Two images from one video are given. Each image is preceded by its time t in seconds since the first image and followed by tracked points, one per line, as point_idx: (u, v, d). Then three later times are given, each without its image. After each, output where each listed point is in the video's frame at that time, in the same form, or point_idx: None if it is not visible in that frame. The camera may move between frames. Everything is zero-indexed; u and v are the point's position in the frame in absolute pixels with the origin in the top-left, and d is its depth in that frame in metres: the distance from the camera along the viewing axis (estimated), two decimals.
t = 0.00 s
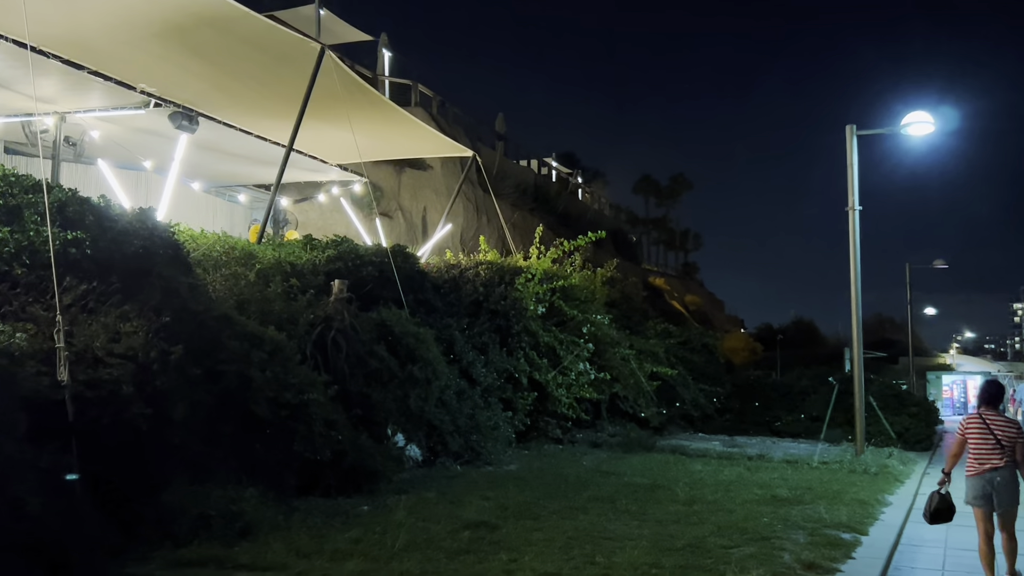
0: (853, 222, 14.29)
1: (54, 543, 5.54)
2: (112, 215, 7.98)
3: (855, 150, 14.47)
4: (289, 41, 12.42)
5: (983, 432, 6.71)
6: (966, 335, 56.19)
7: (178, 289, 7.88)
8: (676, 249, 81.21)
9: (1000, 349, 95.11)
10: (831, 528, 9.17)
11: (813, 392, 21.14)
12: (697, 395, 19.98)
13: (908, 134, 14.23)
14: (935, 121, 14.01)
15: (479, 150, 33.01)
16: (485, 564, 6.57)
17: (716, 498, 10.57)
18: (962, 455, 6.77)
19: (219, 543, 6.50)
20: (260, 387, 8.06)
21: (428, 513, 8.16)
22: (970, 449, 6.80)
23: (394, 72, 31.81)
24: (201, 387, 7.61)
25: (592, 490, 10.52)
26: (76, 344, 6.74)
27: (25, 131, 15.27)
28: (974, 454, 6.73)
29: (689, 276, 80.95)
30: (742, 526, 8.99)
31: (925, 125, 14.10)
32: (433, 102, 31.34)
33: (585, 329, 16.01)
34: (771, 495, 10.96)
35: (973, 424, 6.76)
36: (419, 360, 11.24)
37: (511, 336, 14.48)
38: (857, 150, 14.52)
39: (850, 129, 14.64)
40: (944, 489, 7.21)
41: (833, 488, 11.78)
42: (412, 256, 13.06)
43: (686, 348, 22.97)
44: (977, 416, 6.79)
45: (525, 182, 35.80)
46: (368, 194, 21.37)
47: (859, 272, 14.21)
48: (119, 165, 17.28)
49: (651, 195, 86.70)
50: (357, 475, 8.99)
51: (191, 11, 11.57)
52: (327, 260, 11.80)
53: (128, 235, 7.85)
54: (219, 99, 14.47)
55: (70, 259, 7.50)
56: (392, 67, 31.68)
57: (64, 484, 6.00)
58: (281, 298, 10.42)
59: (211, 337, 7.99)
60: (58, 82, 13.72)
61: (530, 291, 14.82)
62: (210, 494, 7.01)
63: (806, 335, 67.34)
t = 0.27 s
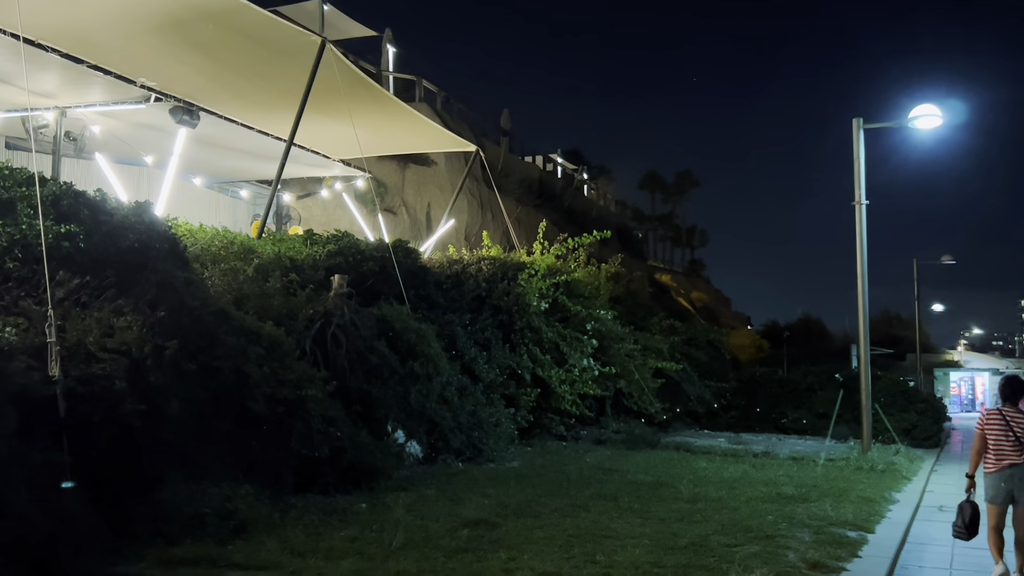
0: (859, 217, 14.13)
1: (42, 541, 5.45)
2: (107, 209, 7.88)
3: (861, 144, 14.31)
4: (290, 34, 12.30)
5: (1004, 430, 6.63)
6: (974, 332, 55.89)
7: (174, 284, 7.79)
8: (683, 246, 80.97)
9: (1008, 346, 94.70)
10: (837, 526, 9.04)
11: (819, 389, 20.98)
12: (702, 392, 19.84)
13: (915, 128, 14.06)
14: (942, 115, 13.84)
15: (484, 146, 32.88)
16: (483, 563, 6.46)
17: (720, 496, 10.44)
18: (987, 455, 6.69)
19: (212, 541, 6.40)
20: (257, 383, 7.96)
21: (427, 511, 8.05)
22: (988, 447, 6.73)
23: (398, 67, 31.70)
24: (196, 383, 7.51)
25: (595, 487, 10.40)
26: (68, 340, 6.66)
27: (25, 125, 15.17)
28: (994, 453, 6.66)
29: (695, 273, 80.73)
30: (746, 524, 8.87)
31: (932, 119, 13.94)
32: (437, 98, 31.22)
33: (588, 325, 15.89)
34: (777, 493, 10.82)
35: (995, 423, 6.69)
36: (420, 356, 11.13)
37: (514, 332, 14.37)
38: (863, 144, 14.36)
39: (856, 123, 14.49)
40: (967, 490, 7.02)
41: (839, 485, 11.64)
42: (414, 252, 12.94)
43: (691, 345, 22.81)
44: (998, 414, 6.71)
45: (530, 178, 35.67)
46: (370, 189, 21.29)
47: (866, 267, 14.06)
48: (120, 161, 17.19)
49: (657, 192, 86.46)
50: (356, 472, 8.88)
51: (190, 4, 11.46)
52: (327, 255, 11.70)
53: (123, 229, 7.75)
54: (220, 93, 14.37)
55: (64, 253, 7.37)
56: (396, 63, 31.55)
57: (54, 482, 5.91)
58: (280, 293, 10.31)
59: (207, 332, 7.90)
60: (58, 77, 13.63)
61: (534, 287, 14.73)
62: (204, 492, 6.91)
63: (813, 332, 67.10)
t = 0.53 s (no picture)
0: (865, 213, 13.96)
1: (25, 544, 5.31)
2: (98, 205, 7.75)
3: (867, 139, 14.13)
4: (288, 28, 12.16)
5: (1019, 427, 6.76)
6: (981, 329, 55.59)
7: (166, 280, 7.65)
8: (689, 243, 80.73)
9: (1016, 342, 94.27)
10: (841, 526, 8.88)
11: (825, 386, 20.80)
12: (706, 389, 19.68)
13: (921, 122, 13.87)
14: (950, 110, 13.65)
15: (488, 143, 32.72)
16: (478, 566, 6.32)
17: (723, 495, 10.29)
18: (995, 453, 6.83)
19: (202, 542, 6.27)
20: (250, 381, 7.82)
21: (423, 511, 7.92)
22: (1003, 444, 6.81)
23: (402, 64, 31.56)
24: (188, 381, 7.37)
25: (596, 487, 10.25)
26: (55, 337, 6.49)
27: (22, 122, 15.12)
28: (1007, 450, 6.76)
29: (701, 270, 80.50)
30: (749, 524, 8.72)
31: (939, 113, 13.75)
32: (441, 94, 31.09)
33: (591, 322, 15.74)
34: (781, 492, 10.66)
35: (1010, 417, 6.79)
36: (419, 353, 10.99)
37: (515, 329, 14.22)
38: (869, 139, 14.17)
39: (862, 117, 14.31)
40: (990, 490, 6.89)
41: (845, 484, 11.48)
42: (413, 248, 12.81)
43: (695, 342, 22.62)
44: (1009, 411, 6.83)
45: (534, 175, 35.52)
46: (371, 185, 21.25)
47: (871, 263, 13.88)
48: (119, 157, 17.09)
49: (663, 189, 86.23)
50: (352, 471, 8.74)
51: None
52: (326, 251, 11.57)
53: (114, 225, 7.62)
54: (218, 88, 14.25)
55: (53, 249, 7.25)
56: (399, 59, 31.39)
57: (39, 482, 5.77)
58: (277, 290, 10.18)
59: (200, 329, 7.76)
60: (55, 72, 13.51)
61: (535, 284, 14.55)
62: (195, 492, 6.78)
63: (819, 329, 66.86)
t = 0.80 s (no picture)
0: (868, 209, 13.82)
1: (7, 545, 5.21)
2: (88, 201, 7.65)
3: (870, 135, 13.99)
4: (285, 24, 12.04)
5: None
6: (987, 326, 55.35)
7: (158, 277, 7.54)
8: (693, 241, 80.50)
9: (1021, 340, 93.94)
10: (843, 527, 8.75)
11: (828, 385, 20.66)
12: (709, 387, 19.56)
13: (925, 118, 13.72)
14: (954, 105, 13.49)
15: (490, 140, 32.58)
16: (470, 569, 6.20)
17: (724, 495, 10.17)
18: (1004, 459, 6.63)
19: (189, 544, 6.15)
20: (242, 380, 7.71)
21: (417, 512, 7.81)
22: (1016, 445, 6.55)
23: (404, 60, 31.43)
24: (178, 380, 7.26)
25: (594, 487, 10.13)
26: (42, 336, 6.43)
27: (19, 118, 15.09)
28: (1016, 450, 6.53)
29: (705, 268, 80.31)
30: (749, 525, 8.59)
31: (943, 109, 13.60)
32: (442, 90, 30.96)
33: (591, 320, 15.62)
34: (782, 492, 10.53)
35: None
36: (416, 352, 10.88)
37: (515, 327, 14.10)
38: (872, 134, 14.03)
39: (865, 113, 14.16)
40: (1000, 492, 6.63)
41: (847, 484, 11.34)
42: (411, 245, 12.70)
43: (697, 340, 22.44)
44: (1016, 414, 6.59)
45: (536, 172, 35.38)
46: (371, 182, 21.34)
47: (874, 261, 13.73)
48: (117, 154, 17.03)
49: (667, 186, 86.00)
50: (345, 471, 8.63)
51: None
52: (322, 249, 11.47)
53: (105, 223, 7.50)
54: (216, 85, 14.16)
55: (40, 246, 7.17)
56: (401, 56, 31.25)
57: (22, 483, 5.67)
58: (272, 287, 10.07)
59: (191, 327, 7.65)
60: (51, 69, 13.42)
61: (535, 282, 14.39)
62: (184, 493, 6.67)
63: (824, 327, 66.66)
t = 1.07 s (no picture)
0: (871, 205, 13.66)
1: None
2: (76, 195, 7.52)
3: (873, 129, 13.82)
4: (281, 17, 11.90)
5: None
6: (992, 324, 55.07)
7: (147, 273, 7.42)
8: (697, 239, 80.32)
9: None
10: (844, 526, 8.60)
11: (831, 382, 20.51)
12: (710, 385, 19.41)
13: (929, 112, 13.55)
14: (958, 99, 13.32)
15: (491, 137, 32.43)
16: (462, 569, 6.07)
17: (724, 494, 10.02)
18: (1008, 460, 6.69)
19: (176, 544, 6.04)
20: (232, 376, 7.59)
21: (411, 511, 7.68)
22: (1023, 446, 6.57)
23: (405, 57, 31.24)
24: (166, 377, 7.14)
25: (593, 485, 10.00)
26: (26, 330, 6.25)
27: (14, 114, 15.04)
28: None
29: (708, 265, 80.05)
30: (749, 524, 8.45)
31: (947, 102, 13.42)
32: (444, 87, 30.76)
33: (592, 318, 15.48)
34: (783, 490, 10.38)
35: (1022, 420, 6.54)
36: (413, 348, 10.75)
37: (514, 324, 13.97)
38: (875, 129, 13.86)
39: (868, 107, 14.00)
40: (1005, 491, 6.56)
41: (849, 482, 11.19)
42: (409, 241, 12.56)
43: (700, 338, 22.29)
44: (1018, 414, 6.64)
45: (538, 169, 35.19)
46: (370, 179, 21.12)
47: (877, 256, 13.58)
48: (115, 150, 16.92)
49: (671, 184, 85.78)
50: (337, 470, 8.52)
51: None
52: (318, 244, 11.35)
53: (93, 217, 7.35)
54: (212, 80, 14.06)
55: (25, 240, 6.95)
56: (402, 52, 31.10)
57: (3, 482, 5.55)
58: (266, 283, 9.95)
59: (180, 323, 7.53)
60: (46, 64, 13.30)
61: (535, 279, 14.24)
62: (171, 492, 6.55)
63: (827, 325, 66.42)
